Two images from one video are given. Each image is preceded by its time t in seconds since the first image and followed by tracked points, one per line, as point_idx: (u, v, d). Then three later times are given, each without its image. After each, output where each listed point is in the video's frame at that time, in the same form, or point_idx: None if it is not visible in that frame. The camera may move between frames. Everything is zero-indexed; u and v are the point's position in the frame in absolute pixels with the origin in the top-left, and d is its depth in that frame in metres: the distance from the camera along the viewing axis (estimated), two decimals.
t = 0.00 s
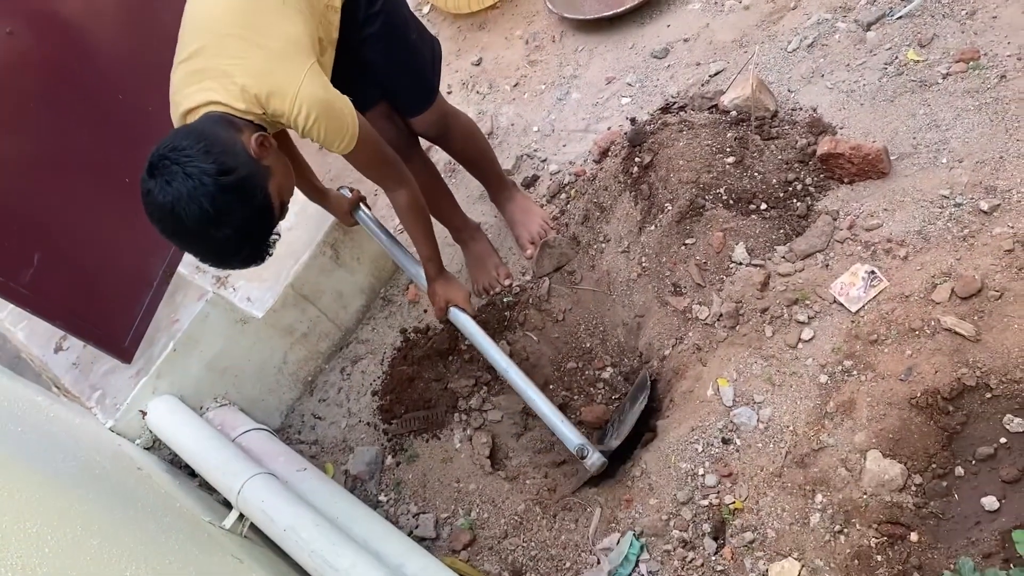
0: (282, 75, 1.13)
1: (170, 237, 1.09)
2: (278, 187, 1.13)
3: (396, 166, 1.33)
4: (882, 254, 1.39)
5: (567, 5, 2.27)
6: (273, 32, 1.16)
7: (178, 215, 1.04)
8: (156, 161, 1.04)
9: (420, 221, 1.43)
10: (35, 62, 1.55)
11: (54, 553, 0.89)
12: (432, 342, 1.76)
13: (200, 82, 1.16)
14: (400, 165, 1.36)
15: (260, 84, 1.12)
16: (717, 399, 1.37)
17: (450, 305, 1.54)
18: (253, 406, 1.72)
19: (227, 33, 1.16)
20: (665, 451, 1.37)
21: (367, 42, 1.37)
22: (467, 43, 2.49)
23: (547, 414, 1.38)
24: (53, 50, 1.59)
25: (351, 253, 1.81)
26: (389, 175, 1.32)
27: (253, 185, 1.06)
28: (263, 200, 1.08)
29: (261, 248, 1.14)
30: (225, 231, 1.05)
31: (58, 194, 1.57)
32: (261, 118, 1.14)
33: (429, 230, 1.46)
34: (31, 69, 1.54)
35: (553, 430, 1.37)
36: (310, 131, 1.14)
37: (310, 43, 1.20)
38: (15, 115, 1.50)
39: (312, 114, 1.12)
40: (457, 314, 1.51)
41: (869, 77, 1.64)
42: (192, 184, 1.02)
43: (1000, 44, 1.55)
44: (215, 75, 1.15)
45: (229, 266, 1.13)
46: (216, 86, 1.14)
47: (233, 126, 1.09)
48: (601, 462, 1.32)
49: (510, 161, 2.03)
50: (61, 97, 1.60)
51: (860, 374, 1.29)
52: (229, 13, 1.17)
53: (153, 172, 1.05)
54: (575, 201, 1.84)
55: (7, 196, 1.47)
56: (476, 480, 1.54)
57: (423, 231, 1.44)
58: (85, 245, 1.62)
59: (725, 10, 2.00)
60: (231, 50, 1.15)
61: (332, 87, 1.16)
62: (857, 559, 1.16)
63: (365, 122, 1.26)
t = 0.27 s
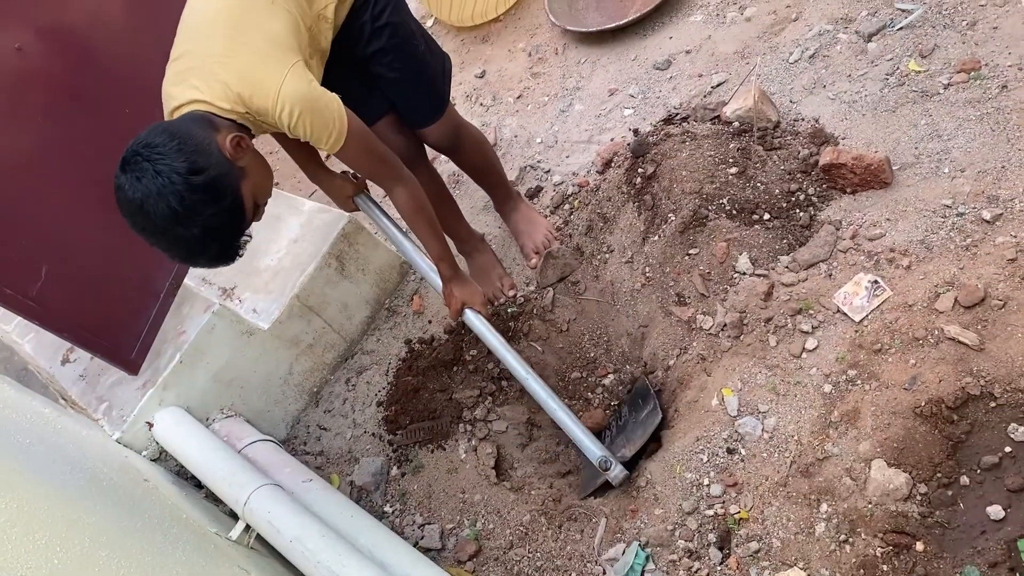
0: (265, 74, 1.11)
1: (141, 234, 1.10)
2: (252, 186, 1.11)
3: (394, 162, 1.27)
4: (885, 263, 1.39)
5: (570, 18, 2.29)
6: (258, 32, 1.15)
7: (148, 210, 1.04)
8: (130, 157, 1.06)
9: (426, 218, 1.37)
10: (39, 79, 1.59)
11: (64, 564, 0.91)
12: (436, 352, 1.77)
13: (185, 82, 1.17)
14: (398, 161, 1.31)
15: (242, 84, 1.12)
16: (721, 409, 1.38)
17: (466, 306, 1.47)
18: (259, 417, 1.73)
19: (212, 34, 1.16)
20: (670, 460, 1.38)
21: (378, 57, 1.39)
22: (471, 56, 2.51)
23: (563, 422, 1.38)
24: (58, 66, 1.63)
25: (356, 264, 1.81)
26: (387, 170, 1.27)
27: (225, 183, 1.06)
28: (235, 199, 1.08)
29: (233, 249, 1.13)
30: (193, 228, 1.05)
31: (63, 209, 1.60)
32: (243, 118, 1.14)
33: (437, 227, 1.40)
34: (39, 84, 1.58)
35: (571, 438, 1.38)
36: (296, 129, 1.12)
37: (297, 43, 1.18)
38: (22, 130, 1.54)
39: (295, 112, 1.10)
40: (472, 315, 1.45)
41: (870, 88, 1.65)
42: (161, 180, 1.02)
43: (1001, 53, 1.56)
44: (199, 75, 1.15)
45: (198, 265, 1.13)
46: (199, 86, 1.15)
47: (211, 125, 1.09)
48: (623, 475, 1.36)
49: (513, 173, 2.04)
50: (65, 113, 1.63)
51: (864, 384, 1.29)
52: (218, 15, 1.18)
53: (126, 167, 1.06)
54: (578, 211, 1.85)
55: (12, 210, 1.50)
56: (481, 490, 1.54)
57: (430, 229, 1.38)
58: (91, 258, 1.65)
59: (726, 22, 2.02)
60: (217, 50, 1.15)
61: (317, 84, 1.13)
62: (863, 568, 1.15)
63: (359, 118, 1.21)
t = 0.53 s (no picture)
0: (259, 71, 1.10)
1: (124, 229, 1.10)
2: (238, 185, 1.11)
3: (391, 164, 1.26)
4: (894, 282, 1.39)
5: (578, 37, 2.32)
6: (253, 28, 1.13)
7: (131, 206, 1.05)
8: (116, 151, 1.07)
9: (427, 221, 1.35)
10: (55, 97, 1.61)
11: None
12: (444, 369, 1.77)
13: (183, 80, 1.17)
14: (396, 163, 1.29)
15: (236, 82, 1.11)
16: (730, 427, 1.37)
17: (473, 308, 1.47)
18: (267, 434, 1.73)
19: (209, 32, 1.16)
20: (678, 479, 1.36)
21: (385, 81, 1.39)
22: (480, 74, 2.54)
23: (582, 428, 1.35)
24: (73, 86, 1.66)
25: (364, 281, 1.82)
26: (383, 172, 1.24)
27: (209, 180, 1.05)
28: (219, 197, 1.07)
29: (217, 248, 1.13)
30: (174, 226, 1.05)
31: (78, 226, 1.62)
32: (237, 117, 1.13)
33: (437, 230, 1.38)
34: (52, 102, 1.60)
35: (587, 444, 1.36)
36: (290, 126, 1.10)
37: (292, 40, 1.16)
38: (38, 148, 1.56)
39: (288, 108, 1.09)
40: (479, 319, 1.45)
41: (878, 106, 1.66)
42: (145, 177, 1.03)
43: (1009, 72, 1.56)
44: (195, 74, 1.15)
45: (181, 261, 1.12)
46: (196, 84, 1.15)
47: (200, 123, 1.08)
48: (633, 475, 1.33)
49: (521, 190, 2.06)
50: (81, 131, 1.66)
51: (873, 403, 1.28)
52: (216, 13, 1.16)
53: (112, 163, 1.07)
54: (586, 229, 1.86)
55: (26, 228, 1.53)
56: (488, 509, 1.53)
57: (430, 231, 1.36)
58: (101, 275, 1.67)
59: (734, 41, 2.04)
60: (214, 47, 1.14)
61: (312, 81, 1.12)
62: None
63: (355, 118, 1.20)
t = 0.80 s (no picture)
0: (275, 45, 1.12)
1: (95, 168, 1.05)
2: (225, 140, 1.07)
3: (395, 159, 1.24)
4: (906, 305, 1.38)
5: (591, 59, 2.34)
6: (271, 10, 1.16)
7: (106, 135, 1.01)
8: (102, 79, 1.04)
9: (429, 223, 1.32)
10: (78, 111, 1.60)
11: None
12: (454, 389, 1.77)
13: (192, 47, 1.19)
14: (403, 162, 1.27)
15: (250, 53, 1.13)
16: (742, 450, 1.36)
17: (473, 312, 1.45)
18: (276, 451, 1.74)
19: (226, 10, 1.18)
20: (689, 503, 1.35)
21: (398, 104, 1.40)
22: (493, 95, 2.56)
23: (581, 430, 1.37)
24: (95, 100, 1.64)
25: (375, 299, 1.84)
26: (388, 164, 1.23)
27: (197, 124, 1.02)
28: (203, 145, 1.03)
29: (190, 204, 1.06)
30: (147, 164, 1.00)
31: (94, 241, 1.61)
32: (242, 86, 1.14)
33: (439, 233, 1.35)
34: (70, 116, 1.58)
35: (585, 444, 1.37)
36: (298, 100, 1.11)
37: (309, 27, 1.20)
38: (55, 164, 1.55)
39: (300, 83, 1.10)
40: (477, 321, 1.44)
41: (890, 130, 1.66)
42: (128, 104, 0.99)
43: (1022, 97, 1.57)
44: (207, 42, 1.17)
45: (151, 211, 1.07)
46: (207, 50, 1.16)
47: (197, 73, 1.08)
48: (638, 480, 1.34)
49: (533, 210, 2.07)
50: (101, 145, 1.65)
51: (886, 427, 1.27)
52: None
53: (95, 90, 1.05)
54: (597, 249, 1.86)
55: (41, 244, 1.52)
56: (497, 530, 1.53)
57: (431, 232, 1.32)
58: (116, 289, 1.67)
59: (746, 64, 2.05)
60: (229, 21, 1.16)
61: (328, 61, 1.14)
62: None
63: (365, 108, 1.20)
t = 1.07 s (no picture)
0: (290, 8, 1.14)
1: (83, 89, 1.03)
2: (225, 81, 1.06)
3: (403, 127, 1.24)
4: (919, 318, 1.38)
5: (602, 71, 2.36)
6: None
7: (100, 55, 1.00)
8: None
9: (439, 193, 1.30)
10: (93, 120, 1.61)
11: None
12: (464, 399, 1.78)
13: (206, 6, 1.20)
14: (411, 133, 1.27)
15: (264, 13, 1.14)
16: (752, 463, 1.36)
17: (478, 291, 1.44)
18: (286, 460, 1.75)
19: None
20: (699, 515, 1.35)
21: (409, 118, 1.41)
22: (505, 106, 2.58)
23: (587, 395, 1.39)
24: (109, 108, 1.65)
25: (386, 309, 1.85)
26: (397, 133, 1.22)
27: (200, 56, 1.02)
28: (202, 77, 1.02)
29: (176, 139, 1.03)
30: (138, 85, 0.98)
31: (106, 248, 1.63)
32: (253, 43, 1.14)
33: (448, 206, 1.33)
34: (86, 125, 1.60)
35: (597, 412, 1.39)
36: (311, 61, 1.12)
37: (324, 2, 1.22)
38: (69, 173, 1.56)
39: (315, 45, 1.11)
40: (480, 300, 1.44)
41: (903, 143, 1.66)
42: (130, 21, 0.99)
43: None
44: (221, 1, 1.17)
45: (131, 139, 1.03)
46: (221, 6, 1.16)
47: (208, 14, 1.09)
48: (655, 445, 1.37)
49: (544, 221, 2.08)
50: (113, 154, 1.66)
51: (898, 441, 1.26)
52: None
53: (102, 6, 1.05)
54: (608, 260, 1.87)
55: (55, 252, 1.53)
56: (506, 541, 1.53)
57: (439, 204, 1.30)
58: (129, 295, 1.67)
59: (758, 77, 2.06)
60: None
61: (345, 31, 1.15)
62: None
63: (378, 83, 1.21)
